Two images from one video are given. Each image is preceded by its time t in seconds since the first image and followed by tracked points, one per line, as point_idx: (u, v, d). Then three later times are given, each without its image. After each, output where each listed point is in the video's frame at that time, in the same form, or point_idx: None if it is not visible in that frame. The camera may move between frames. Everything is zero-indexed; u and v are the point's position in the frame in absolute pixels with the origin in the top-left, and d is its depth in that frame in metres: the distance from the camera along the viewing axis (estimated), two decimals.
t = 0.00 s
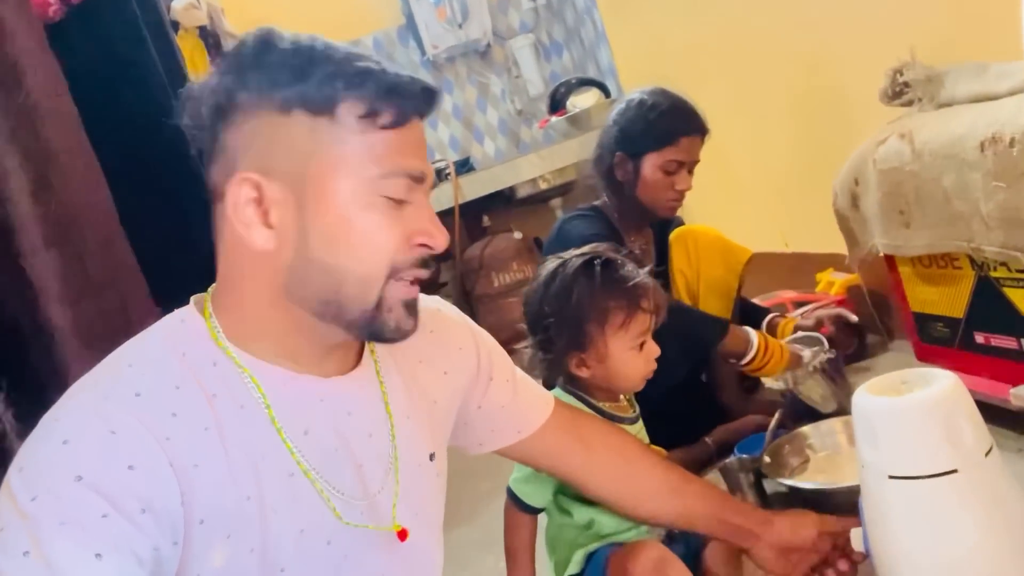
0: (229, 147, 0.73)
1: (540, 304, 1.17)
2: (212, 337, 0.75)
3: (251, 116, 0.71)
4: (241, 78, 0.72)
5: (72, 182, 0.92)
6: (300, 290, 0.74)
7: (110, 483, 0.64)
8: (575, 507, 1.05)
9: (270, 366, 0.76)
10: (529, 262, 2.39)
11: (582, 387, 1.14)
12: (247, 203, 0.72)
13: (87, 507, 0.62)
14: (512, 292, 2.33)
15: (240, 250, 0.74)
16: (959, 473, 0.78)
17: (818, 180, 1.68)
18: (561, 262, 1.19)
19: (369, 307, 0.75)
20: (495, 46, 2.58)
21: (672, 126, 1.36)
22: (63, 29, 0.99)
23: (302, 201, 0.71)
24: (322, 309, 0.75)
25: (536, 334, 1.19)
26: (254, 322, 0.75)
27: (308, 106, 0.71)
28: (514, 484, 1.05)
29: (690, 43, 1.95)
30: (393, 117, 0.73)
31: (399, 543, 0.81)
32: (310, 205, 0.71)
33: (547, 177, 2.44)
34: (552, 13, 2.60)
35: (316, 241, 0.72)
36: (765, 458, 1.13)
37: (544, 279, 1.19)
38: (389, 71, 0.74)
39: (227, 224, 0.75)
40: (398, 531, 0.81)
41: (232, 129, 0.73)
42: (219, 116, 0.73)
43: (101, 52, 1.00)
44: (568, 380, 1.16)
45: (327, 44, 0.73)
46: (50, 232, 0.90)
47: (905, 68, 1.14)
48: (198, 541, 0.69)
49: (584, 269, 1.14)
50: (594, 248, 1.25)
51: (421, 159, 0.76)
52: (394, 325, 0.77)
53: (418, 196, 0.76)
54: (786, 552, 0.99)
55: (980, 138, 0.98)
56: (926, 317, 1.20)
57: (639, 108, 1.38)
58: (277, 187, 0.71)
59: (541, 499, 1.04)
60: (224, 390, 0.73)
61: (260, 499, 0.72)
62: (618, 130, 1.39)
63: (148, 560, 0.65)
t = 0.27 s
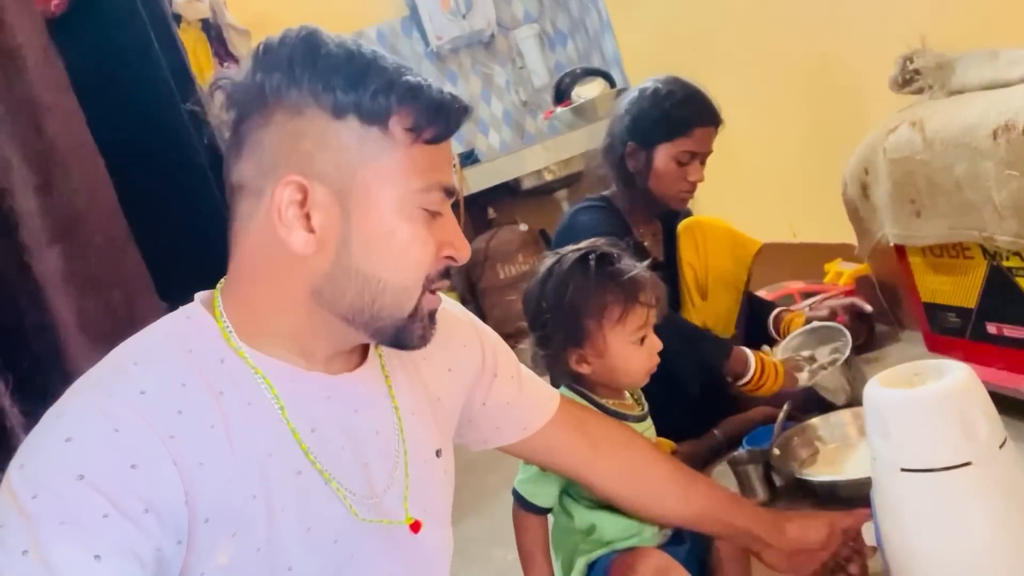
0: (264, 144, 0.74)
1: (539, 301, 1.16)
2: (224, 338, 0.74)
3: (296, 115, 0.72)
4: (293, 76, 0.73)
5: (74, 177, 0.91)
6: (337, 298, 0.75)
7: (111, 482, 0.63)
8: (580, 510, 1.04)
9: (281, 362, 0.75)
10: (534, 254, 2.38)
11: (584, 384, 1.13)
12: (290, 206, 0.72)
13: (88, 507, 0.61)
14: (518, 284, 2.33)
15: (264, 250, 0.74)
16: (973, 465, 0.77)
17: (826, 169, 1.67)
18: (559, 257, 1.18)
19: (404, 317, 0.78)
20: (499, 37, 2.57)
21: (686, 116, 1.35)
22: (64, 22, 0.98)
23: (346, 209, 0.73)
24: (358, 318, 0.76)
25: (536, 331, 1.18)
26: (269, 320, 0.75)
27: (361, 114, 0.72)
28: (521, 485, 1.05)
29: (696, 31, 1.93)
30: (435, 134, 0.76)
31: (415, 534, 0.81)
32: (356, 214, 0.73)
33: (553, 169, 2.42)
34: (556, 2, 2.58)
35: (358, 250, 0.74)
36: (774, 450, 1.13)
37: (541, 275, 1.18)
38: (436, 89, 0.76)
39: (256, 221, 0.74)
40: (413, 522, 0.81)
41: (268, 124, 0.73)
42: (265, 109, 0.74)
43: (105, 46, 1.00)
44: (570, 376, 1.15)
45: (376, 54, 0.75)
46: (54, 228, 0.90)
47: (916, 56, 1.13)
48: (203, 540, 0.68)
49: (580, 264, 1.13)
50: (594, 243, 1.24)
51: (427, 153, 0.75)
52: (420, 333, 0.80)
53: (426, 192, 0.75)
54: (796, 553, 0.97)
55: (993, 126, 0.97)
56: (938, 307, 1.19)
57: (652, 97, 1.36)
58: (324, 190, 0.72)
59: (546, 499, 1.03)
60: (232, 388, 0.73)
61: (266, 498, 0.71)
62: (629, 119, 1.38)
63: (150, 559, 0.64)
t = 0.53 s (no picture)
0: (268, 143, 0.73)
1: (552, 296, 1.16)
2: (231, 336, 0.74)
3: (300, 115, 0.72)
4: (296, 75, 0.72)
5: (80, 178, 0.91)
6: (340, 297, 0.75)
7: (119, 481, 0.63)
8: (589, 507, 1.04)
9: (288, 361, 0.75)
10: (536, 253, 2.38)
11: (591, 382, 1.13)
12: (294, 205, 0.72)
13: (96, 506, 0.62)
14: (519, 283, 2.33)
15: (270, 250, 0.74)
16: (980, 464, 0.77)
17: (829, 167, 1.67)
18: (574, 255, 1.18)
19: (406, 316, 0.77)
20: (499, 35, 2.56)
21: (681, 115, 1.36)
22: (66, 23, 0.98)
23: (348, 207, 0.72)
24: (359, 318, 0.76)
25: (547, 326, 1.19)
26: (275, 319, 0.75)
27: (363, 113, 0.72)
28: (532, 481, 1.04)
29: (698, 30, 1.93)
30: (439, 132, 0.75)
31: (424, 532, 0.82)
32: (359, 212, 0.73)
33: (553, 168, 2.44)
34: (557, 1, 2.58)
35: (359, 248, 0.73)
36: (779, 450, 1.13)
37: (556, 271, 1.18)
38: (440, 86, 0.75)
39: (260, 221, 0.74)
40: (421, 521, 0.81)
41: (272, 124, 0.73)
42: (269, 108, 0.73)
43: (108, 46, 0.99)
44: (576, 374, 1.15)
45: (380, 52, 0.74)
46: (59, 227, 0.90)
47: (919, 53, 1.12)
48: (212, 538, 0.68)
49: (595, 263, 1.13)
50: (603, 241, 1.24)
51: (433, 151, 0.75)
52: (421, 336, 0.79)
53: (431, 190, 0.75)
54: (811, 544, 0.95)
55: (997, 124, 0.98)
56: (942, 305, 1.20)
57: (648, 95, 1.38)
58: (328, 190, 0.72)
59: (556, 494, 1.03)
60: (239, 386, 0.73)
61: (275, 496, 0.71)
62: (624, 118, 1.40)
63: (159, 559, 0.65)
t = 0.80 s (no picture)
0: (266, 144, 0.74)
1: (551, 293, 1.16)
2: (235, 336, 0.75)
3: (297, 115, 0.73)
4: (292, 76, 0.72)
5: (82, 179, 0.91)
6: (342, 295, 0.75)
7: (126, 479, 0.64)
8: (591, 506, 1.03)
9: (291, 361, 0.75)
10: (535, 255, 2.38)
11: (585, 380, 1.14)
12: (295, 204, 0.72)
13: (104, 504, 0.62)
14: (519, 285, 2.34)
15: (271, 251, 0.74)
16: (983, 463, 0.78)
17: (828, 169, 1.67)
18: (576, 254, 1.18)
19: (412, 309, 0.76)
20: (498, 38, 2.57)
21: (673, 115, 1.36)
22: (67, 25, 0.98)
23: (349, 206, 0.73)
24: (364, 313, 0.76)
25: (545, 321, 1.19)
26: (277, 319, 0.75)
27: (360, 110, 0.72)
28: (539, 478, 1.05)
29: (697, 33, 1.94)
30: (436, 126, 0.75)
31: (428, 532, 0.81)
32: (360, 210, 0.73)
33: (553, 170, 2.42)
34: (555, 4, 2.59)
35: (361, 245, 0.73)
36: (780, 451, 1.13)
37: (557, 269, 1.18)
38: (434, 81, 0.75)
39: (261, 221, 0.74)
40: (425, 520, 0.81)
41: (269, 125, 0.73)
42: (266, 110, 0.73)
43: (109, 48, 1.00)
44: (571, 371, 1.15)
45: (374, 50, 0.74)
46: (59, 228, 0.89)
47: (918, 56, 1.13)
48: (218, 537, 0.68)
49: (595, 262, 1.13)
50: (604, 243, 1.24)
51: (430, 147, 0.75)
52: (428, 327, 0.78)
53: (430, 184, 0.75)
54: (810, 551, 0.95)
55: (997, 125, 0.99)
56: (941, 306, 1.20)
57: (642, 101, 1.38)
58: (329, 188, 0.72)
59: (561, 488, 1.04)
60: (244, 385, 0.73)
61: (280, 495, 0.71)
62: (618, 122, 1.41)
63: (166, 557, 0.65)
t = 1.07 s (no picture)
0: (256, 142, 0.74)
1: (547, 292, 1.16)
2: (227, 335, 0.74)
3: (285, 112, 0.73)
4: (280, 73, 0.73)
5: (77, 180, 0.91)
6: (334, 292, 0.75)
7: (117, 478, 0.63)
8: (587, 507, 1.03)
9: (283, 359, 0.75)
10: (532, 257, 2.39)
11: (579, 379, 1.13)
12: (284, 201, 0.72)
13: (95, 503, 0.61)
14: (516, 287, 2.34)
15: (264, 249, 0.74)
16: (981, 463, 0.77)
17: (824, 171, 1.68)
18: (573, 254, 1.19)
19: (403, 306, 0.76)
20: (495, 41, 2.57)
21: (682, 125, 1.36)
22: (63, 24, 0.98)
23: (340, 203, 0.73)
24: (357, 309, 0.75)
25: (541, 321, 1.19)
26: (270, 316, 0.75)
27: (348, 106, 0.72)
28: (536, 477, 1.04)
29: (693, 35, 1.94)
30: (426, 122, 0.75)
31: (422, 532, 0.81)
32: (350, 207, 0.73)
33: (549, 173, 2.42)
34: (553, 7, 2.59)
35: (352, 242, 0.73)
36: (776, 452, 1.14)
37: (553, 269, 1.18)
38: (423, 76, 0.75)
39: (253, 219, 0.74)
40: (419, 520, 0.80)
41: (258, 122, 0.74)
42: (254, 109, 0.74)
43: (105, 47, 0.99)
44: (565, 370, 1.15)
45: (362, 46, 0.74)
46: (54, 228, 0.89)
47: (914, 58, 1.14)
48: (210, 537, 0.68)
49: (590, 261, 1.14)
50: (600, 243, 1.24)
51: (420, 142, 0.75)
52: (420, 325, 0.78)
53: (421, 180, 0.75)
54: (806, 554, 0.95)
55: (994, 126, 0.99)
56: (937, 307, 1.21)
57: (651, 107, 1.38)
58: (318, 185, 0.72)
59: (559, 489, 1.03)
60: (237, 384, 0.72)
61: (273, 494, 0.71)
62: (624, 128, 1.40)
63: (158, 556, 0.64)
